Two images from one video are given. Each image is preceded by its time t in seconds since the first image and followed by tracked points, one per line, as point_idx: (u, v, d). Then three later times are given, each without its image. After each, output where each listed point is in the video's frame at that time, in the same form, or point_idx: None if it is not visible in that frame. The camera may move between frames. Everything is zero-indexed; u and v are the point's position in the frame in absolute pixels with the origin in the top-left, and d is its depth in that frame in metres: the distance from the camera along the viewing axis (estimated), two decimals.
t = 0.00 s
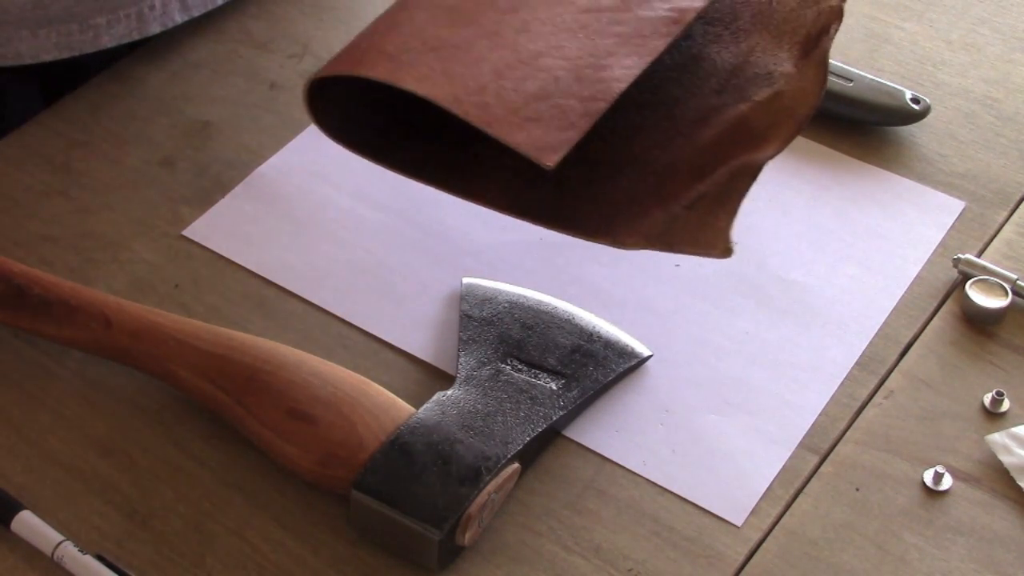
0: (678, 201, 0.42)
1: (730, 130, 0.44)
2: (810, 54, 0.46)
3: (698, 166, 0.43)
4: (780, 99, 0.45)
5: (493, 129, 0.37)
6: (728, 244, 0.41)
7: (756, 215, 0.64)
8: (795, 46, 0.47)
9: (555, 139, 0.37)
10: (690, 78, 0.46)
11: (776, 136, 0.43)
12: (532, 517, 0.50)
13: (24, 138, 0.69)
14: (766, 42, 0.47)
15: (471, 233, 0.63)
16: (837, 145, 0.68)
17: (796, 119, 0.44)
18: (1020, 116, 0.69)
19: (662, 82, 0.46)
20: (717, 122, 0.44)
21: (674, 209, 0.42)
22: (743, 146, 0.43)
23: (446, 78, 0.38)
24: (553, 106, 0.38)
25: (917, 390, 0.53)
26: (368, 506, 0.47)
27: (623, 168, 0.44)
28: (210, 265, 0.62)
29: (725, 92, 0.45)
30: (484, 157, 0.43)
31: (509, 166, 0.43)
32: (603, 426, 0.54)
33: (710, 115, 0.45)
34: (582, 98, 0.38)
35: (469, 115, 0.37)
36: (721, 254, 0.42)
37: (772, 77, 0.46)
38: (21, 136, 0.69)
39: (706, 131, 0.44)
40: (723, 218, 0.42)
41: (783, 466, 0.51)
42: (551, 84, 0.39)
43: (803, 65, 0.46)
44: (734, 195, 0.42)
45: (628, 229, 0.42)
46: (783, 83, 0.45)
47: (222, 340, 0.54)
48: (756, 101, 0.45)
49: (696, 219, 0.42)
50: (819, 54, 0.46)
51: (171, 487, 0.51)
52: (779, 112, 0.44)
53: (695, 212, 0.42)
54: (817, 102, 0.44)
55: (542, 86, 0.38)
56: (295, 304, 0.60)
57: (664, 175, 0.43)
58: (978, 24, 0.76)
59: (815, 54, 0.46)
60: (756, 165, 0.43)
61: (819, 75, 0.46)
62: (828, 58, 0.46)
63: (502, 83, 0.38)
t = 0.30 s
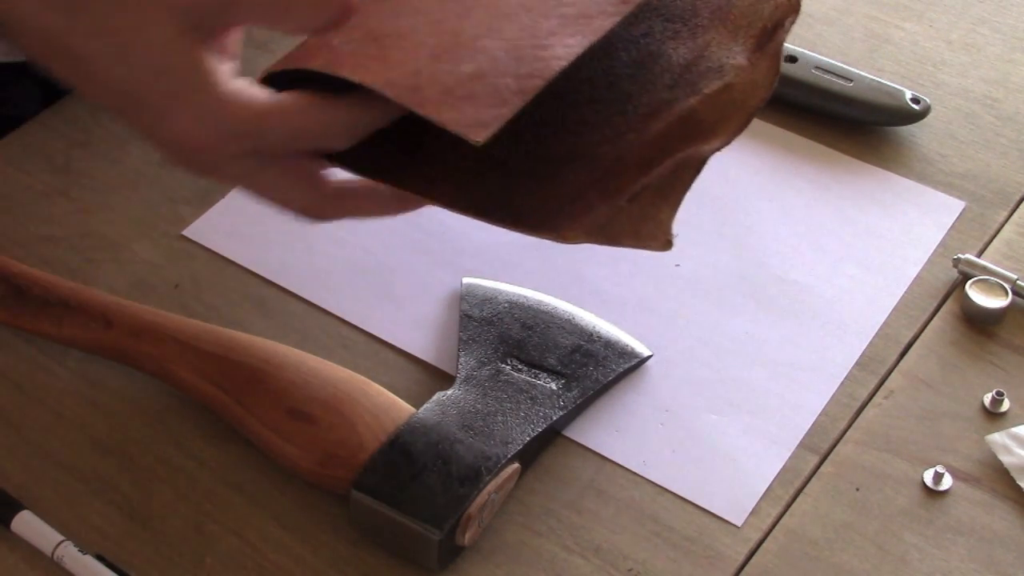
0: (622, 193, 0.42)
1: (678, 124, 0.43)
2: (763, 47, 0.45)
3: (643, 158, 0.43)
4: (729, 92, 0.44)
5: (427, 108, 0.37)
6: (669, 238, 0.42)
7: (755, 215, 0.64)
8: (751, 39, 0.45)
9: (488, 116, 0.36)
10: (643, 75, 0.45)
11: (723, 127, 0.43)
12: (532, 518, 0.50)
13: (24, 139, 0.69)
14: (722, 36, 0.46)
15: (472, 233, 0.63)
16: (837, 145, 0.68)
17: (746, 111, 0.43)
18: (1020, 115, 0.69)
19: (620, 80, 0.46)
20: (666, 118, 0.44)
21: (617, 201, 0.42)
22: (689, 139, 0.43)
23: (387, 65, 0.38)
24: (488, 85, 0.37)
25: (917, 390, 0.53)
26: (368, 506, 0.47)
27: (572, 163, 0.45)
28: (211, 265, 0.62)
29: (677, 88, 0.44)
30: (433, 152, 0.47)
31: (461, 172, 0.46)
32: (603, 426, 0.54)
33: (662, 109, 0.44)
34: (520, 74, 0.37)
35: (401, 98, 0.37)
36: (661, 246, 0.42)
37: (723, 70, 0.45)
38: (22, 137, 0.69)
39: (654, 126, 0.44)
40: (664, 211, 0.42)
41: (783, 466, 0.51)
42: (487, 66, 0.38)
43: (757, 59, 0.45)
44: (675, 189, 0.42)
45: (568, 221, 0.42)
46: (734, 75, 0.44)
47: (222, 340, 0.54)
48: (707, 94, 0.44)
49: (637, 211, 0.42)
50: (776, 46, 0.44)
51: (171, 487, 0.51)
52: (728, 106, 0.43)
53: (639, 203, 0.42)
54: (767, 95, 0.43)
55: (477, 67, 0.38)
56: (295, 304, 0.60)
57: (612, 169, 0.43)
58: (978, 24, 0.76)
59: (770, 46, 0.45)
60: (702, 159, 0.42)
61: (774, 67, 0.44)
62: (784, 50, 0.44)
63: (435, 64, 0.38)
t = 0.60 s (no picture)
0: (623, 207, 0.43)
1: (678, 146, 0.45)
2: (766, 76, 0.48)
3: (643, 177, 0.44)
4: (732, 117, 0.46)
5: (468, 167, 0.42)
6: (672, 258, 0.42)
7: (755, 215, 0.64)
8: (752, 68, 0.48)
9: (523, 172, 0.42)
10: (649, 89, 0.48)
11: (726, 154, 0.45)
12: (532, 517, 0.50)
13: (24, 138, 0.69)
14: (724, 61, 0.49)
15: (472, 233, 0.63)
16: (837, 146, 0.68)
17: (747, 140, 0.45)
18: (1020, 115, 0.69)
19: (622, 90, 0.48)
20: (669, 136, 0.46)
21: (620, 215, 0.43)
22: (693, 163, 0.45)
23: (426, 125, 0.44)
24: (523, 140, 0.43)
25: (917, 390, 0.53)
26: (368, 506, 0.47)
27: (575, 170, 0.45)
28: (211, 265, 0.62)
29: (679, 107, 0.47)
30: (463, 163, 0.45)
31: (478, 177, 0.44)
32: (602, 427, 0.54)
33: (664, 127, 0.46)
34: (551, 131, 0.43)
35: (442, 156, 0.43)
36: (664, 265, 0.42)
37: (727, 95, 0.47)
38: (22, 137, 0.69)
39: (658, 143, 0.46)
40: (665, 232, 0.42)
41: (783, 466, 0.51)
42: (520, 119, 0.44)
43: (760, 87, 0.47)
44: (674, 212, 0.43)
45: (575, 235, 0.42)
46: (738, 102, 0.47)
47: (223, 340, 0.54)
48: (710, 118, 0.46)
49: (640, 228, 0.43)
50: (776, 79, 0.47)
51: (171, 487, 0.51)
52: (730, 129, 0.46)
53: (646, 215, 0.43)
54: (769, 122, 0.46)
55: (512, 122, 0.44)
56: (294, 304, 0.60)
57: (616, 184, 0.44)
58: (978, 24, 0.76)
59: (771, 76, 0.48)
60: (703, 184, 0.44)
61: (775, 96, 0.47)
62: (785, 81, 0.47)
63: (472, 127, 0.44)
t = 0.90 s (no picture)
0: (628, 198, 0.43)
1: (681, 138, 0.45)
2: (768, 72, 0.48)
3: (646, 170, 0.44)
4: (736, 111, 0.46)
5: (474, 146, 0.40)
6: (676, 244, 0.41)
7: (756, 215, 0.64)
8: (755, 64, 0.48)
9: (530, 149, 0.40)
10: (650, 85, 0.48)
11: (730, 146, 0.45)
12: (532, 518, 0.50)
13: (24, 138, 0.69)
14: (727, 57, 0.49)
15: (472, 233, 0.63)
16: (836, 145, 0.68)
17: (751, 131, 0.45)
18: (1020, 115, 0.69)
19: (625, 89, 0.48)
20: (672, 130, 0.46)
21: (625, 206, 0.42)
22: (698, 154, 0.44)
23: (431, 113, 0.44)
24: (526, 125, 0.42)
25: (917, 390, 0.53)
26: (368, 506, 0.47)
27: (577, 165, 0.44)
28: (210, 265, 0.62)
29: (682, 102, 0.47)
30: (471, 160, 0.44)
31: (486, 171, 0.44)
32: (602, 427, 0.54)
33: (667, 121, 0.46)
34: (559, 117, 0.42)
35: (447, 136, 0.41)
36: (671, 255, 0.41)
37: (731, 90, 0.47)
38: (22, 137, 0.69)
39: (661, 137, 0.45)
40: (670, 220, 0.42)
41: (783, 466, 0.51)
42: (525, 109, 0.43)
43: (761, 79, 0.47)
44: (679, 200, 0.42)
45: (578, 223, 0.42)
46: (741, 96, 0.47)
47: (223, 340, 0.54)
48: (714, 111, 0.46)
49: (645, 217, 0.42)
50: (778, 74, 0.47)
51: (171, 487, 0.51)
52: (734, 122, 0.46)
53: (652, 206, 0.42)
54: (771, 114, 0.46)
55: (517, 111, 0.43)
56: (294, 304, 0.60)
57: (620, 177, 0.44)
58: (978, 24, 0.76)
59: (774, 72, 0.48)
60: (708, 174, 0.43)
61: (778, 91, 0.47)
62: (787, 76, 0.47)
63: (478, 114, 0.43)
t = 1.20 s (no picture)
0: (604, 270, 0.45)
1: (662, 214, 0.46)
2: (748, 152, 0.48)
3: (625, 240, 0.45)
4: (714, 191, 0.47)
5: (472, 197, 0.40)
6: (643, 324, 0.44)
7: (756, 215, 0.64)
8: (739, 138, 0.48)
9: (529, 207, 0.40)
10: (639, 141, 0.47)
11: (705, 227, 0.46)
12: (532, 517, 0.50)
13: (24, 139, 0.69)
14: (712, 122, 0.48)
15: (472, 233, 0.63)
16: (836, 145, 0.68)
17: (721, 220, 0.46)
18: (1020, 115, 0.69)
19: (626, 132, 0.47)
20: (651, 199, 0.46)
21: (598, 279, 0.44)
22: (674, 231, 0.46)
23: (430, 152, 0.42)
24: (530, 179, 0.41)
25: (917, 390, 0.53)
26: (368, 506, 0.47)
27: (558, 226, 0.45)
28: (210, 265, 0.62)
29: (664, 168, 0.47)
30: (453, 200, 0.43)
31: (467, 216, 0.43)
32: (602, 427, 0.54)
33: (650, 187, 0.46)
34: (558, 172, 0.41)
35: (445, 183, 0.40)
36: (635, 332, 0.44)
37: (711, 168, 0.47)
38: (22, 137, 0.69)
39: (643, 206, 0.46)
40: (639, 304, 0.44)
41: (783, 466, 0.51)
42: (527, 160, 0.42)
43: (740, 163, 0.48)
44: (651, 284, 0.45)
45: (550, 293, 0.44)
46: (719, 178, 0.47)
47: (222, 340, 0.54)
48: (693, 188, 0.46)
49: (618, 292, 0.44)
50: (759, 155, 0.48)
51: (171, 487, 0.51)
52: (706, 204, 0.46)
53: (621, 284, 0.45)
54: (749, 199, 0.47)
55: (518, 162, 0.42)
56: (294, 304, 0.60)
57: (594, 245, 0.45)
58: (978, 24, 0.76)
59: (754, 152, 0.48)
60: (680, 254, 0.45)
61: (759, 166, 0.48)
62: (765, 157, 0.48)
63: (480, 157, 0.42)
